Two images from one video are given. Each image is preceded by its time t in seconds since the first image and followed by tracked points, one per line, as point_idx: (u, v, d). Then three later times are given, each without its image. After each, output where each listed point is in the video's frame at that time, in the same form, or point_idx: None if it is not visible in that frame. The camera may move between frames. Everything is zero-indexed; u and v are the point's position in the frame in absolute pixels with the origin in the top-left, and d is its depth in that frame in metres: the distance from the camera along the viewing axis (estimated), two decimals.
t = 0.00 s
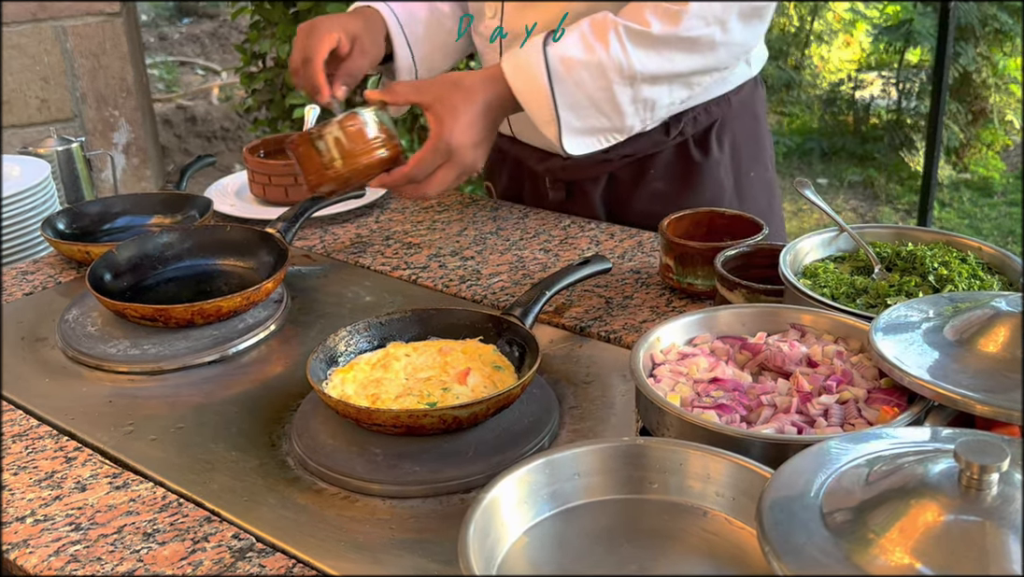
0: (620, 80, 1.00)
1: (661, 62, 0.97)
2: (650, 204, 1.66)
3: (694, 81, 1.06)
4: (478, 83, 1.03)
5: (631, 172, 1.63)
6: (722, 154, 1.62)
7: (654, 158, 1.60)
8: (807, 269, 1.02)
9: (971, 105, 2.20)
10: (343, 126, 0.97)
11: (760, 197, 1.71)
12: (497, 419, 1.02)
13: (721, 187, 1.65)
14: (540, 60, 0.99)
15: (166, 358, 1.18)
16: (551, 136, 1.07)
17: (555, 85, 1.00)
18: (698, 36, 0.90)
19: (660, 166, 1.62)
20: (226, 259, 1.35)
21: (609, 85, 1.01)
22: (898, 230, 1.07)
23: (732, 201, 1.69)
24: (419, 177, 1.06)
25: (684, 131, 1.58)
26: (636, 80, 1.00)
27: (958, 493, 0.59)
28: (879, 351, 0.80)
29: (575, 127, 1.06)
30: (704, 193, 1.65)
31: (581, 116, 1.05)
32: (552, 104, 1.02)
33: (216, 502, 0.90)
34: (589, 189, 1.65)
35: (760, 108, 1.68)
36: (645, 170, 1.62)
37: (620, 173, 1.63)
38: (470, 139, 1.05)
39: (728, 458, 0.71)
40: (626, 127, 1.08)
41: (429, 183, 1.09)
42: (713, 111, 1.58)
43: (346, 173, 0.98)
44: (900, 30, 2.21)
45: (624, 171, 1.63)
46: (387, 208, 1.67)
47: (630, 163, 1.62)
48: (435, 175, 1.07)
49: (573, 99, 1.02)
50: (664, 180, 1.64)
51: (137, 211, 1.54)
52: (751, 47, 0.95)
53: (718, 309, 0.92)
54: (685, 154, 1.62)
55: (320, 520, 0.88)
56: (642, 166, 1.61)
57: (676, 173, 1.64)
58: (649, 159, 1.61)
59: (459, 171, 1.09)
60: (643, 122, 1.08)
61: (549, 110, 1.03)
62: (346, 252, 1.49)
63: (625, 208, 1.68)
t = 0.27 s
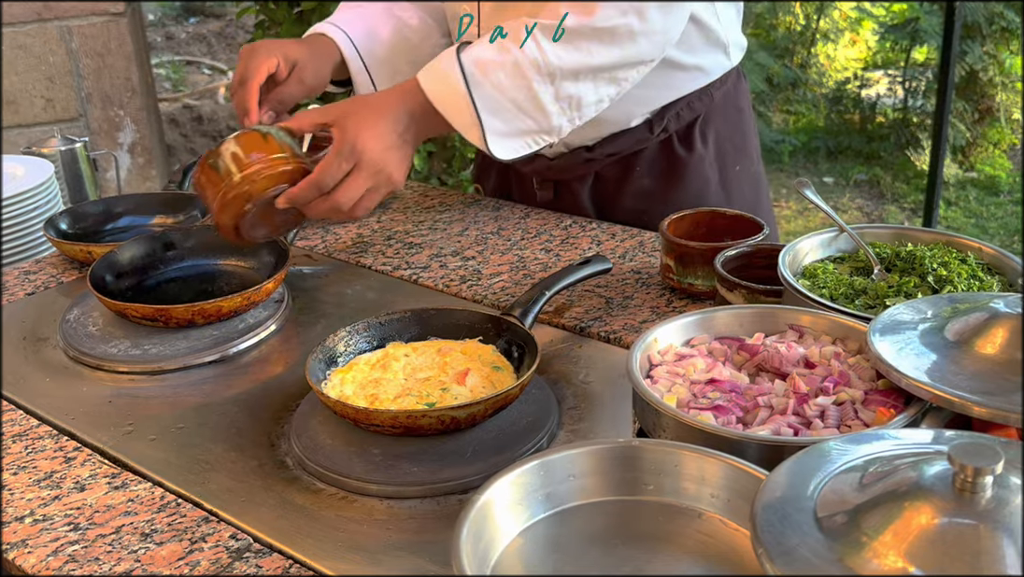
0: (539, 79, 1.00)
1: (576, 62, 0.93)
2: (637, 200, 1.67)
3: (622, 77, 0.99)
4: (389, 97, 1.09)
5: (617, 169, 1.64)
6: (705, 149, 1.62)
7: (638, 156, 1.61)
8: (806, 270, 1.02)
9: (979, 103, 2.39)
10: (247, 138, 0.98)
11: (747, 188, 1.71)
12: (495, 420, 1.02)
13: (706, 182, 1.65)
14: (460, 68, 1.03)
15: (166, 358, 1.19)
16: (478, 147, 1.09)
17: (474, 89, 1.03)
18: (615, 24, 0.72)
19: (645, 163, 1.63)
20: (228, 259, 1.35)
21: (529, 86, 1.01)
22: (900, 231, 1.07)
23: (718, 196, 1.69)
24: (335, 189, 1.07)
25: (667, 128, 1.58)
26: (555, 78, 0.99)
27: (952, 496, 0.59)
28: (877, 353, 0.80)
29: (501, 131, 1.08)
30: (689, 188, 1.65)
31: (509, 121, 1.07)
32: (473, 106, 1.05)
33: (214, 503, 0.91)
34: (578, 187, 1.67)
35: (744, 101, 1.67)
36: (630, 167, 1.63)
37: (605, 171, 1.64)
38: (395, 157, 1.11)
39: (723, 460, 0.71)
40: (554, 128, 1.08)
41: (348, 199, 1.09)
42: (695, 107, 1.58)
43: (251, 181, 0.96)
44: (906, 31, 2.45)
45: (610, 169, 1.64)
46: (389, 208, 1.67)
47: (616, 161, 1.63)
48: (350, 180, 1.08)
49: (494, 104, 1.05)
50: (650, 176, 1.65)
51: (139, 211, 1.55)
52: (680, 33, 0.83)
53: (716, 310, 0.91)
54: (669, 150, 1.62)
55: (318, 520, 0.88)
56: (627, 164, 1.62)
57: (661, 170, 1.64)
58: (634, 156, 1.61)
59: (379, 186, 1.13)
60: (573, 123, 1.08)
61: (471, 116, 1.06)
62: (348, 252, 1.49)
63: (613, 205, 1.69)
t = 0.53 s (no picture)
0: (493, 72, 1.14)
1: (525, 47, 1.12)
2: (638, 196, 1.58)
3: (579, 67, 1.17)
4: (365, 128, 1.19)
5: (617, 164, 1.56)
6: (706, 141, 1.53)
7: (636, 150, 1.54)
8: (821, 265, 1.01)
9: (992, 98, 2.21)
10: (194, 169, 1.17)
11: (754, 187, 1.60)
12: (507, 417, 1.01)
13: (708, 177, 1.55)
14: (415, 83, 1.16)
15: (177, 354, 1.18)
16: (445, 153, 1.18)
17: (430, 97, 1.15)
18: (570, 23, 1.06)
19: (644, 157, 1.55)
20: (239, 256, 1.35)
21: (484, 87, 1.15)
22: (916, 225, 1.05)
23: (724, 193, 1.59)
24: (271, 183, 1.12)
25: (664, 121, 1.51)
26: (509, 72, 1.14)
27: (976, 494, 0.57)
28: (895, 349, 0.79)
29: (461, 134, 1.18)
30: (690, 184, 1.56)
31: (468, 127, 1.18)
32: (429, 114, 1.16)
33: (225, 500, 0.90)
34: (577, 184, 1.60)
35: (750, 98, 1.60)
36: (629, 161, 1.55)
37: (604, 166, 1.57)
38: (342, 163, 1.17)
39: (741, 457, 0.69)
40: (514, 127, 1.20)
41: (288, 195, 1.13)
42: (694, 99, 1.51)
43: (187, 190, 1.13)
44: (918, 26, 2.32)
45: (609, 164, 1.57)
46: (399, 203, 1.66)
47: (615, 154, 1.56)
48: (285, 178, 1.13)
49: (452, 108, 1.16)
50: (650, 170, 1.56)
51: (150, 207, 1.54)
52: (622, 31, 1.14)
53: (732, 305, 0.90)
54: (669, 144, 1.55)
55: (330, 517, 0.88)
56: (625, 158, 1.55)
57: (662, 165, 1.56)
58: (632, 150, 1.54)
59: (328, 189, 1.17)
60: (534, 119, 1.19)
61: (429, 123, 1.16)
62: (359, 247, 1.49)
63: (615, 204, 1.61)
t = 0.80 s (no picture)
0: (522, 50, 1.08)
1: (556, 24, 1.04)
2: (673, 191, 1.51)
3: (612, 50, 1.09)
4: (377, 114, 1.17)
5: (651, 157, 1.49)
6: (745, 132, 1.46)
7: (672, 142, 1.47)
8: (888, 261, 0.97)
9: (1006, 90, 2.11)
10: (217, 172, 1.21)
11: (791, 178, 1.53)
12: (561, 420, 0.97)
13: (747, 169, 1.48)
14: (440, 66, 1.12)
15: (212, 354, 1.15)
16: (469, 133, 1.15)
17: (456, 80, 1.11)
18: None
19: (680, 149, 1.48)
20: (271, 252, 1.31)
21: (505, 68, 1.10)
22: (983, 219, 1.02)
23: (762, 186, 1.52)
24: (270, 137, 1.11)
25: (701, 112, 1.44)
26: (538, 51, 1.08)
27: None
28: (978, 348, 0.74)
29: (490, 118, 1.13)
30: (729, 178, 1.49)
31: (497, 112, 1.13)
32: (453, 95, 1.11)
33: (274, 507, 0.87)
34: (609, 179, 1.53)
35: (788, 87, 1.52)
36: (664, 154, 1.48)
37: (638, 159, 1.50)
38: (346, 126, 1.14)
39: (846, 470, 0.64)
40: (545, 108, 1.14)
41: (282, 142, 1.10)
42: (731, 88, 1.44)
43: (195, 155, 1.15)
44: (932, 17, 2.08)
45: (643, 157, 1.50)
46: (429, 198, 1.63)
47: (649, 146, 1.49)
48: (285, 133, 1.11)
49: (478, 88, 1.11)
50: (684, 162, 1.50)
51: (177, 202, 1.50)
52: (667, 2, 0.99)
53: (805, 302, 0.86)
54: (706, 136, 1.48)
55: (384, 525, 0.84)
56: (661, 151, 1.48)
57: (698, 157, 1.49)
58: (667, 142, 1.47)
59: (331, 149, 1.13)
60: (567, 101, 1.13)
61: (453, 102, 1.12)
62: (391, 243, 1.45)
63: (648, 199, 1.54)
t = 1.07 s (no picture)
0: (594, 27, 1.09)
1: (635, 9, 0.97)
2: (737, 187, 1.50)
3: (689, 28, 1.11)
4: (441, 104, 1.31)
5: (715, 152, 1.47)
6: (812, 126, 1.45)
7: (738, 136, 1.45)
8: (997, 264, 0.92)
9: None
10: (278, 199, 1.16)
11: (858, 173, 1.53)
12: (656, 435, 0.92)
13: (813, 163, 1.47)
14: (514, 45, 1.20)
15: (276, 363, 1.10)
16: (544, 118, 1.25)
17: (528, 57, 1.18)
18: None
19: (746, 143, 1.46)
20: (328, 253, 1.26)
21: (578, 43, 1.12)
22: None
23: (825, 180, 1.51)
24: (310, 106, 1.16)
25: (769, 105, 1.42)
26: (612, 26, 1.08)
27: None
28: None
29: (562, 98, 1.21)
30: (794, 172, 1.48)
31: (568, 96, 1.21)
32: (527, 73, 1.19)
33: (365, 530, 0.82)
34: (671, 175, 1.50)
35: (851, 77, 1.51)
36: (729, 149, 1.46)
37: (701, 154, 1.48)
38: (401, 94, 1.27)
39: None
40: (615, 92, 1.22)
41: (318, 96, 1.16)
42: (800, 80, 1.42)
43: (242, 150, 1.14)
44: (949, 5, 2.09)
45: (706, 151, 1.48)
46: (478, 196, 1.58)
47: (713, 141, 1.47)
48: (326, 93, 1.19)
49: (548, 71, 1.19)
50: (750, 157, 1.48)
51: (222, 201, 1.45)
52: None
53: (935, 313, 0.81)
54: (772, 129, 1.46)
55: (483, 550, 0.80)
56: (726, 145, 1.46)
57: (763, 152, 1.48)
58: (733, 136, 1.45)
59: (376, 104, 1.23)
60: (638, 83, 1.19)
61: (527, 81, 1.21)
62: (447, 244, 1.40)
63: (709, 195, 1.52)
